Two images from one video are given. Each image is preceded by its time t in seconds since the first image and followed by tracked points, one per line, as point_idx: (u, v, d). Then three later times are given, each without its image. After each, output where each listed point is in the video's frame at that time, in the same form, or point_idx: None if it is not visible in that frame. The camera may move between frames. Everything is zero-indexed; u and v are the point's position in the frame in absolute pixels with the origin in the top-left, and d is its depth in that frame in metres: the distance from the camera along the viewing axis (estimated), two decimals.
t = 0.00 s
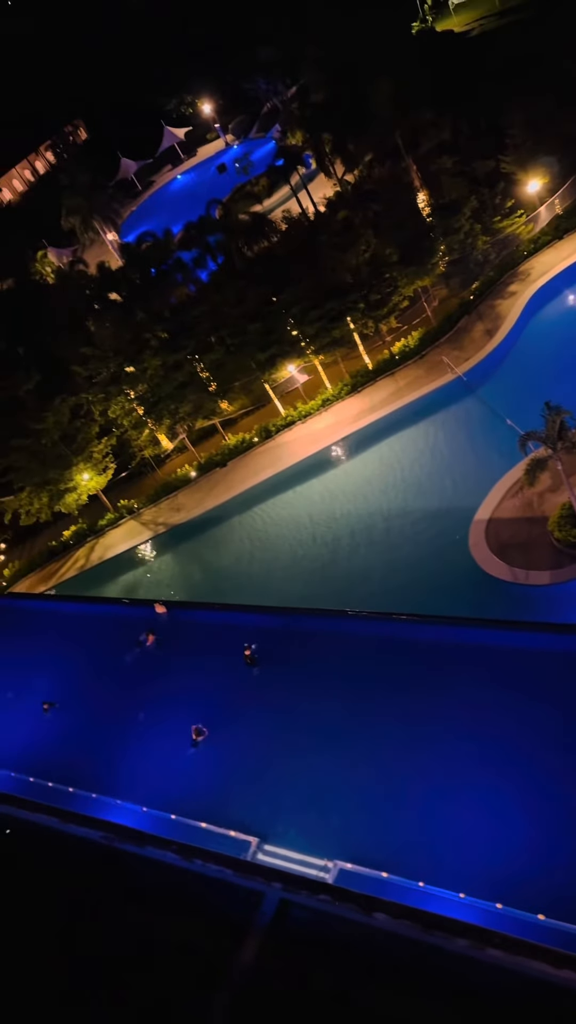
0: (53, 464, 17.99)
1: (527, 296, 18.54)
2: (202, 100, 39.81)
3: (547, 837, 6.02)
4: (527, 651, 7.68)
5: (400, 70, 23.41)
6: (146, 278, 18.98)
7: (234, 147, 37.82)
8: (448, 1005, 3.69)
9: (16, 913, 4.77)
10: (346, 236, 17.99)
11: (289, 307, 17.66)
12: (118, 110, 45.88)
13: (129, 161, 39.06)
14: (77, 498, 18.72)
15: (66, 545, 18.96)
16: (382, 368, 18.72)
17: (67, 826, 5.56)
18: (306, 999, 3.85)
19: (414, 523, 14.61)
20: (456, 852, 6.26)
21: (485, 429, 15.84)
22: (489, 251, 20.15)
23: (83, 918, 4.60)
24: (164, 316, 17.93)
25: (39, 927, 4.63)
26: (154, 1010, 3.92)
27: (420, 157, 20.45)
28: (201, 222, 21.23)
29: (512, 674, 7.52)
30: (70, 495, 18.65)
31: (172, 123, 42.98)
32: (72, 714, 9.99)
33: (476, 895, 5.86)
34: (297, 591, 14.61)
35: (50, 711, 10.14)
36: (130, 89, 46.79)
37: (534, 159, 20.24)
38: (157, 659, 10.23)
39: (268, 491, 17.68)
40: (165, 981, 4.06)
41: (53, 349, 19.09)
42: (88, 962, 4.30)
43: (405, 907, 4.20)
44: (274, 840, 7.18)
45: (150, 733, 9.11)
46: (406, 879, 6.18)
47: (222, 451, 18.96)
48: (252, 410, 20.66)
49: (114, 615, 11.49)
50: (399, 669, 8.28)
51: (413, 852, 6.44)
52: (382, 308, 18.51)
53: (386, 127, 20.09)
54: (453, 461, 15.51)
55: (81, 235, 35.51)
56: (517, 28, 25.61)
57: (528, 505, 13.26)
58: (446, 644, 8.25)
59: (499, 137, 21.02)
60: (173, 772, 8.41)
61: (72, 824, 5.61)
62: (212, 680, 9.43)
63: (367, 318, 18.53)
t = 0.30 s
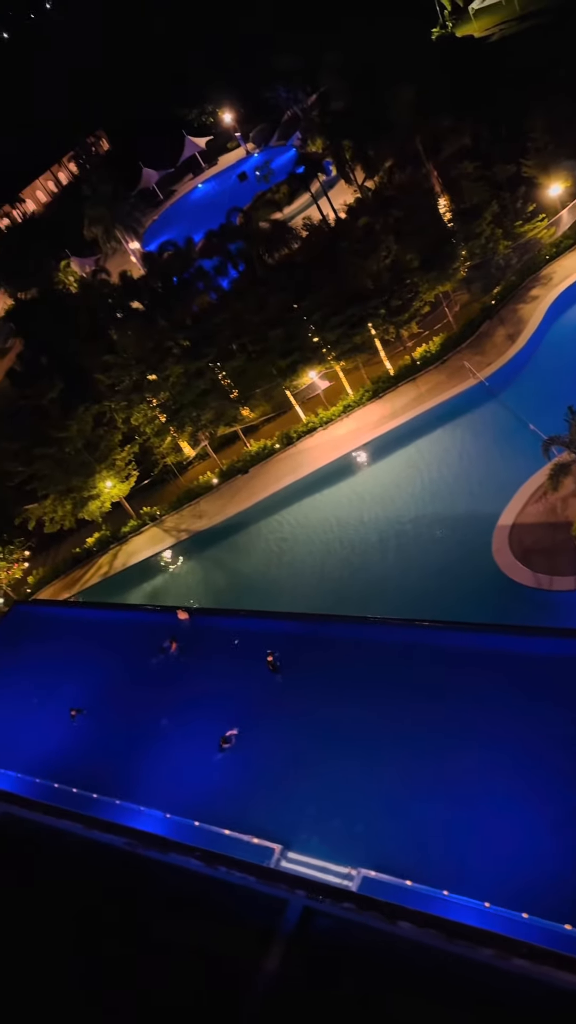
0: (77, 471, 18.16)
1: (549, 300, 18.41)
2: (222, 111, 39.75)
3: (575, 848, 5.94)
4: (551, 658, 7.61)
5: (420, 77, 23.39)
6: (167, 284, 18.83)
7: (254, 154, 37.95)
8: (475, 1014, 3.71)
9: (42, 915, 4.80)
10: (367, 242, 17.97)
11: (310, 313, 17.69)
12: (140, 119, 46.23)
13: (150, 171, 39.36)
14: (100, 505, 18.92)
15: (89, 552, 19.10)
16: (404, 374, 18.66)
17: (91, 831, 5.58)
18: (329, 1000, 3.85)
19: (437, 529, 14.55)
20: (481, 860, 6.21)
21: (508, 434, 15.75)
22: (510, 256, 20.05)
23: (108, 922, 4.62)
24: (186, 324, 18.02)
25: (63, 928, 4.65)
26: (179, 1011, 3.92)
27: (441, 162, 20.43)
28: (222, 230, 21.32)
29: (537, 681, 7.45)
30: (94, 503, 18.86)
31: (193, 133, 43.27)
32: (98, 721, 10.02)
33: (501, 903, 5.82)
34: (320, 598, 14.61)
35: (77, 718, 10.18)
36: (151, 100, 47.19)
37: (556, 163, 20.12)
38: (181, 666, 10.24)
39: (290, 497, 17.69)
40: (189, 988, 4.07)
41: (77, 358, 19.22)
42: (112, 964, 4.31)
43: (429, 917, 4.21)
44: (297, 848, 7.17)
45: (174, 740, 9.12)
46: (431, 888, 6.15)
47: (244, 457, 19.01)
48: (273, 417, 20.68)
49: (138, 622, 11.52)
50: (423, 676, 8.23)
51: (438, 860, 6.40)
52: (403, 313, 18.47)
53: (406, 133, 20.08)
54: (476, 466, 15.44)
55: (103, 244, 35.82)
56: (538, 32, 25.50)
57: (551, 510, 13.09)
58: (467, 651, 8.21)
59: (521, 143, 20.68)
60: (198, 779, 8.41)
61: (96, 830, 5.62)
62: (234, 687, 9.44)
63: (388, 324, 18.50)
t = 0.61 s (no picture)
0: (98, 478, 18.38)
1: (569, 304, 18.29)
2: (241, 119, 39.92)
3: None
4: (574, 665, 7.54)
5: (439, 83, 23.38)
6: (187, 293, 18.79)
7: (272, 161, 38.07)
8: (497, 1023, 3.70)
9: (64, 928, 4.82)
10: (386, 248, 17.97)
11: (329, 320, 17.74)
12: (159, 128, 46.53)
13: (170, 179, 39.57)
14: (121, 511, 19.04)
15: (110, 558, 19.22)
16: (423, 379, 18.62)
17: (112, 838, 5.52)
18: (349, 1010, 3.86)
19: (457, 535, 14.50)
20: (503, 870, 6.19)
21: (529, 440, 15.67)
22: (530, 261, 19.97)
23: (131, 930, 4.67)
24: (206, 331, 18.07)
25: (86, 938, 4.68)
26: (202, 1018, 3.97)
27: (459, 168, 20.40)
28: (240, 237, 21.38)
29: (560, 689, 7.38)
30: (114, 509, 18.99)
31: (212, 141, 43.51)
32: (121, 726, 10.05)
33: (524, 913, 5.80)
34: (340, 604, 14.63)
35: (101, 723, 10.18)
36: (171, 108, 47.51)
37: None
38: (201, 672, 10.25)
39: (310, 502, 17.68)
40: (210, 994, 4.12)
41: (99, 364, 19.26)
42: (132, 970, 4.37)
43: (452, 924, 4.18)
44: (319, 854, 7.21)
45: (194, 746, 9.13)
46: (453, 896, 6.15)
47: (263, 464, 19.03)
48: (292, 423, 20.70)
49: (160, 628, 11.53)
50: (444, 683, 8.17)
51: (460, 869, 6.38)
52: (422, 318, 18.45)
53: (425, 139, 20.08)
54: (496, 472, 15.37)
55: (123, 253, 36.06)
56: (558, 36, 25.41)
57: (572, 514, 13.03)
58: (487, 657, 8.18)
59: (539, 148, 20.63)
60: (219, 784, 8.41)
61: (117, 836, 5.57)
62: (255, 692, 9.45)
63: (407, 329, 18.49)
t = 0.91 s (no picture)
0: (118, 484, 18.38)
1: None
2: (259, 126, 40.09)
3: None
4: None
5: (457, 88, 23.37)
6: (206, 302, 18.91)
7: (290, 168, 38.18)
8: None
9: (91, 937, 4.87)
10: (404, 254, 17.96)
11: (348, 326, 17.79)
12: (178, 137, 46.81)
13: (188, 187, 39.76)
14: (141, 517, 19.04)
15: (130, 565, 19.25)
16: (443, 384, 18.57)
17: (133, 843, 5.53)
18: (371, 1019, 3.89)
19: (478, 540, 14.45)
20: (526, 879, 6.14)
21: (549, 445, 15.59)
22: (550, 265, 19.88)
23: (158, 938, 4.71)
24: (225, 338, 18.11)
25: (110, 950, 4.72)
26: None
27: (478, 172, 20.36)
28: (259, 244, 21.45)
29: None
30: (134, 515, 18.98)
31: (230, 148, 43.69)
32: (143, 732, 10.05)
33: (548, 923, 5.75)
34: (359, 610, 14.61)
35: (124, 729, 10.18)
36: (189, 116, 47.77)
37: None
38: (220, 678, 10.25)
39: (329, 508, 17.65)
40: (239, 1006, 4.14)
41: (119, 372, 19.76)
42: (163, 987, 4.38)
43: (473, 933, 4.16)
44: (338, 862, 7.16)
45: (214, 752, 9.13)
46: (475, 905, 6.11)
47: (282, 469, 19.03)
48: (311, 428, 20.70)
49: (180, 634, 11.53)
50: (464, 689, 8.12)
51: (482, 878, 6.34)
52: (441, 323, 18.40)
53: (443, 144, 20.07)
54: (517, 477, 15.29)
55: (142, 260, 36.26)
56: None
57: None
58: (506, 664, 8.12)
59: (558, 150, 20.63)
60: (240, 791, 8.40)
61: (137, 842, 5.58)
62: (275, 698, 9.44)
63: (425, 334, 18.46)
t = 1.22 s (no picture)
0: (137, 491, 18.51)
1: None
2: (277, 133, 40.28)
3: None
4: None
5: (475, 92, 23.38)
6: (225, 311, 19.08)
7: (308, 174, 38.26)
8: None
9: (112, 941, 4.89)
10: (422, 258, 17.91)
11: (365, 329, 17.82)
12: (196, 145, 47.08)
13: (206, 194, 39.94)
14: (159, 523, 19.04)
15: (149, 570, 19.34)
16: (461, 388, 18.49)
17: (152, 849, 5.53)
18: None
19: (496, 545, 14.40)
20: (548, 888, 6.09)
21: (569, 450, 15.50)
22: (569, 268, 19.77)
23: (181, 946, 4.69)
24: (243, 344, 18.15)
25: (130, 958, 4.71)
26: None
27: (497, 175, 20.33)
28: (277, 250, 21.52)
29: None
30: (153, 521, 19.01)
31: (248, 156, 43.87)
32: (165, 740, 10.01)
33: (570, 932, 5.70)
34: (378, 614, 14.60)
35: (147, 735, 10.17)
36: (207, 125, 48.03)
37: None
38: (239, 684, 10.24)
39: (348, 513, 17.61)
40: (262, 1017, 4.10)
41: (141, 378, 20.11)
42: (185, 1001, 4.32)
43: (494, 941, 4.13)
44: (359, 869, 7.11)
45: (233, 758, 9.11)
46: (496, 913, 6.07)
47: (300, 475, 19.04)
48: (329, 434, 20.66)
49: (201, 640, 11.52)
50: (485, 697, 8.04)
51: (504, 886, 6.29)
52: (460, 328, 18.36)
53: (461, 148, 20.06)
54: (536, 483, 15.22)
55: (161, 268, 36.46)
56: None
57: None
58: (527, 670, 8.06)
59: None
60: (260, 797, 8.38)
61: (156, 847, 5.57)
62: (296, 704, 9.42)
63: (444, 339, 18.42)
